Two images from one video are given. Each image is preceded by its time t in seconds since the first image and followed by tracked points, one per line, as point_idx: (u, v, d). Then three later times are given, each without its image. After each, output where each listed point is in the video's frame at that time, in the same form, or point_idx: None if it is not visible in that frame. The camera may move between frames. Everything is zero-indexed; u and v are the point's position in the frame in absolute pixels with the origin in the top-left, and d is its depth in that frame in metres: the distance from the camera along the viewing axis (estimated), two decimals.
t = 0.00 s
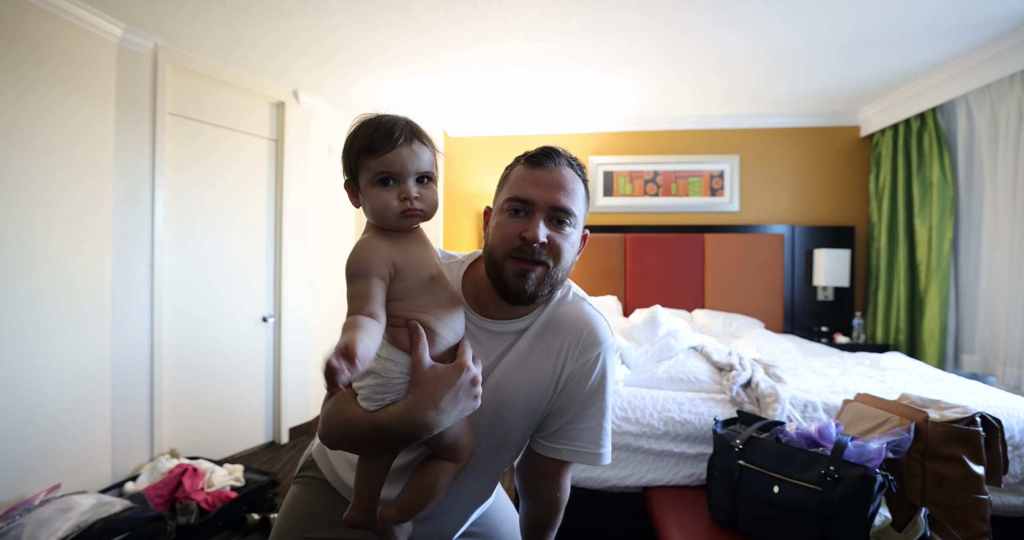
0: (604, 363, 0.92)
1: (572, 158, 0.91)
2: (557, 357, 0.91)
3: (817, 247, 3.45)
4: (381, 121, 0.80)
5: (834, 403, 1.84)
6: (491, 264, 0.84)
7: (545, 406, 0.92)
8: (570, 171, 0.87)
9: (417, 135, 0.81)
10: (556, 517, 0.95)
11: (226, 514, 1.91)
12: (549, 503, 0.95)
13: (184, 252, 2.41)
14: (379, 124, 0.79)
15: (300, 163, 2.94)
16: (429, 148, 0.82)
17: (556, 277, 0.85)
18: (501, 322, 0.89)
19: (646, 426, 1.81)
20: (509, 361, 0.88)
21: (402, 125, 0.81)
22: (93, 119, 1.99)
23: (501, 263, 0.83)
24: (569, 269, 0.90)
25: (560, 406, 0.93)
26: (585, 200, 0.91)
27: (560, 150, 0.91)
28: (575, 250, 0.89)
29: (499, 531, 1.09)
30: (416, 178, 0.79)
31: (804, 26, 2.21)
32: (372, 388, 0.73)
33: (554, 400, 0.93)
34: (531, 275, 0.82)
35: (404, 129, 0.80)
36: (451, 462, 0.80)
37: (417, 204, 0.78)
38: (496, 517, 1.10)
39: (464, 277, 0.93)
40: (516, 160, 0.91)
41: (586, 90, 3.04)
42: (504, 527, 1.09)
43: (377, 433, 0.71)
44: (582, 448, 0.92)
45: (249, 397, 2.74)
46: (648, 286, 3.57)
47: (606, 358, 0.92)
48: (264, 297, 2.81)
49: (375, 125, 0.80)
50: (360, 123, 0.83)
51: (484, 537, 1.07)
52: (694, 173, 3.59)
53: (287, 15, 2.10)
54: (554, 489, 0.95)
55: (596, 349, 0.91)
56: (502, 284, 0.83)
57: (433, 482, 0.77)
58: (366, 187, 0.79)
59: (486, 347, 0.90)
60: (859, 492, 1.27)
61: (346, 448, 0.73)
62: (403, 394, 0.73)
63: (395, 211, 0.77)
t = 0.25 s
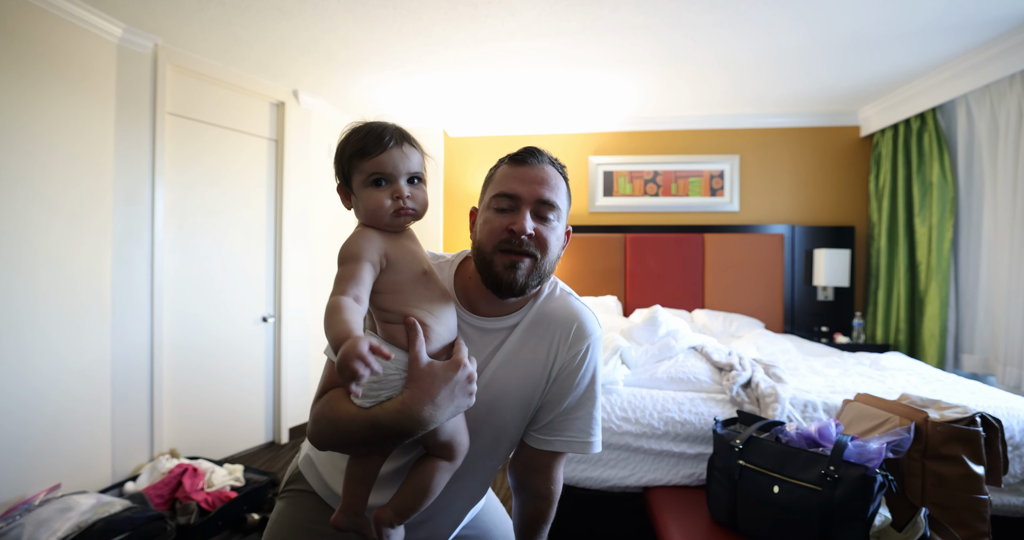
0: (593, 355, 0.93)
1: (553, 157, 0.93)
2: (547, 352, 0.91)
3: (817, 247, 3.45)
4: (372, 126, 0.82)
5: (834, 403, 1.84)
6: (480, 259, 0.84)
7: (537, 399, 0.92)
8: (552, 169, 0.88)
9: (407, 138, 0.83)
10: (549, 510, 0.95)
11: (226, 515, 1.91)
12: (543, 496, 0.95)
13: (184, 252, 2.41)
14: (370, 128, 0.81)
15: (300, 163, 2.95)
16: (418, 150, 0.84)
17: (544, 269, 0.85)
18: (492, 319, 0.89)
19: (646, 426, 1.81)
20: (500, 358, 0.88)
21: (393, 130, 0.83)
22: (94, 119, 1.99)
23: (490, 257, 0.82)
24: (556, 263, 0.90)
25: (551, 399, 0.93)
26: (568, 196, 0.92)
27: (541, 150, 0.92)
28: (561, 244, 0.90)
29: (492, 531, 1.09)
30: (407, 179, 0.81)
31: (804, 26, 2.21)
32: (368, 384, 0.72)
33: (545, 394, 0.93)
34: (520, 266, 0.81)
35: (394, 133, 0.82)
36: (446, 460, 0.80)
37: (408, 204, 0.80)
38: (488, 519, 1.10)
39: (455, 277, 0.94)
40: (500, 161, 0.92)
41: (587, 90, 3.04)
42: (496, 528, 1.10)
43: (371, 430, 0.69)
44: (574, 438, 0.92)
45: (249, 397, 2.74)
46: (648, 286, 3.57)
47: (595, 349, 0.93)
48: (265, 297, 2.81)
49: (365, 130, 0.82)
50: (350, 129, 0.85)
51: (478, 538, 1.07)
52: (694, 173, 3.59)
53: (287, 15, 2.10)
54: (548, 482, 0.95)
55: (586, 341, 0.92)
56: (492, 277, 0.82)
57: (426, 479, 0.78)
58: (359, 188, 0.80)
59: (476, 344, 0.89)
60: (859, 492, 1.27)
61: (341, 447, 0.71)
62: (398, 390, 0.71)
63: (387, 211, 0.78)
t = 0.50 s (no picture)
0: (590, 359, 0.93)
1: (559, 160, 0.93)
2: (544, 354, 0.91)
3: (817, 247, 3.45)
4: (372, 119, 0.82)
5: (834, 403, 1.84)
6: (481, 258, 0.84)
7: (533, 400, 0.92)
8: (557, 171, 0.88)
9: (405, 131, 0.83)
10: (543, 513, 0.95)
11: (227, 515, 1.91)
12: (537, 498, 0.95)
13: (184, 252, 2.41)
14: (369, 121, 0.82)
15: (300, 163, 2.95)
16: (417, 144, 0.85)
17: (545, 271, 0.85)
18: (490, 320, 0.89)
19: (646, 426, 1.81)
20: (497, 359, 0.88)
21: (391, 122, 0.83)
22: (94, 119, 1.99)
23: (491, 256, 0.82)
24: (557, 266, 0.90)
25: (548, 401, 0.93)
26: (571, 199, 0.92)
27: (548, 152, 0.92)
28: (563, 247, 0.90)
29: (488, 532, 1.09)
30: (404, 171, 0.82)
31: (805, 26, 2.21)
32: (357, 377, 0.74)
33: (541, 396, 0.93)
34: (521, 267, 0.81)
35: (393, 127, 0.82)
36: (433, 458, 0.79)
37: (404, 196, 0.80)
38: (484, 519, 1.10)
39: (454, 274, 0.93)
40: (505, 161, 0.92)
41: (586, 90, 3.04)
42: (492, 529, 1.10)
43: (357, 422, 0.71)
44: (569, 443, 0.92)
45: (249, 397, 2.74)
46: (648, 286, 3.57)
47: (592, 352, 0.93)
48: (265, 297, 2.81)
49: (365, 123, 0.82)
50: (352, 122, 0.85)
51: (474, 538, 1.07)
52: (694, 173, 3.59)
53: (287, 15, 2.10)
54: (542, 484, 0.95)
55: (583, 344, 0.92)
56: (493, 277, 0.82)
57: (413, 478, 0.77)
58: (356, 179, 0.81)
59: (474, 344, 0.89)
60: (859, 492, 1.27)
61: (329, 439, 0.73)
62: (385, 382, 0.73)
63: (382, 202, 0.79)
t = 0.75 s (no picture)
0: (590, 361, 0.92)
1: (558, 160, 0.92)
2: (544, 355, 0.91)
3: (817, 247, 3.45)
4: (378, 120, 0.82)
5: (834, 403, 1.84)
6: (480, 259, 0.84)
7: (533, 402, 0.92)
8: (555, 171, 0.88)
9: (411, 133, 0.83)
10: (544, 513, 0.95)
11: (227, 515, 1.91)
12: (537, 499, 0.95)
13: (184, 252, 2.41)
14: (375, 122, 0.82)
15: (300, 163, 2.95)
16: (422, 145, 0.84)
17: (543, 272, 0.85)
18: (490, 321, 0.89)
19: (646, 426, 1.81)
20: (497, 359, 0.88)
21: (397, 123, 0.83)
22: (94, 119, 1.99)
23: (491, 258, 0.83)
24: (556, 266, 0.90)
25: (548, 402, 0.93)
26: (570, 199, 0.92)
27: (546, 152, 0.92)
28: (562, 248, 0.90)
29: (489, 530, 1.09)
30: (409, 173, 0.81)
31: (804, 26, 2.21)
32: (358, 377, 0.74)
33: (541, 397, 0.93)
34: (519, 269, 0.81)
35: (399, 128, 0.82)
36: (430, 460, 0.79)
37: (409, 198, 0.80)
38: (486, 517, 1.10)
39: (457, 275, 0.93)
40: (504, 161, 0.91)
41: (586, 90, 3.04)
42: (493, 527, 1.10)
43: (355, 422, 0.71)
44: (569, 444, 0.92)
45: (249, 397, 2.74)
46: (648, 286, 3.57)
47: (592, 354, 0.92)
48: (265, 297, 2.81)
49: (371, 125, 0.82)
50: (358, 123, 0.85)
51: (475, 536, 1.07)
52: (694, 173, 3.59)
53: (287, 15, 2.10)
54: (542, 485, 0.95)
55: (583, 346, 0.92)
56: (491, 279, 0.82)
57: (408, 480, 0.77)
58: (362, 181, 0.81)
59: (474, 346, 0.89)
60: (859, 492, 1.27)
61: (328, 438, 0.74)
62: (385, 383, 0.73)
63: (388, 204, 0.79)
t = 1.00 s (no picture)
0: (594, 360, 0.92)
1: (566, 163, 0.92)
2: (547, 355, 0.91)
3: (817, 247, 3.45)
4: (383, 121, 0.82)
5: (834, 403, 1.84)
6: (486, 262, 0.84)
7: (536, 402, 0.92)
8: (564, 175, 0.87)
9: (416, 134, 0.83)
10: (548, 513, 0.95)
11: (227, 515, 1.91)
12: (541, 499, 0.95)
13: (184, 252, 2.41)
14: (380, 123, 0.81)
15: (300, 163, 2.95)
16: (427, 146, 0.84)
17: (549, 277, 0.85)
18: (493, 321, 0.89)
19: (646, 426, 1.81)
20: (500, 359, 0.88)
21: (402, 125, 0.83)
22: (94, 119, 1.99)
23: (496, 262, 0.82)
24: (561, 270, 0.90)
25: (551, 402, 0.93)
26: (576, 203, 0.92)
27: (555, 154, 0.91)
28: (567, 252, 0.90)
29: (493, 529, 1.09)
30: (414, 175, 0.81)
31: (805, 26, 2.21)
32: (363, 379, 0.74)
33: (544, 397, 0.93)
34: (525, 274, 0.81)
35: (404, 129, 0.82)
36: (436, 460, 0.79)
37: (414, 201, 0.80)
38: (490, 515, 1.10)
39: (459, 275, 0.93)
40: (512, 162, 0.90)
41: (587, 89, 3.04)
42: (498, 526, 1.10)
43: (361, 424, 0.71)
44: (573, 444, 0.92)
45: (249, 397, 2.74)
46: (648, 286, 3.57)
47: (595, 354, 0.92)
48: (264, 297, 2.81)
49: (376, 125, 0.82)
50: (363, 123, 0.85)
51: (479, 535, 1.07)
52: (694, 173, 3.59)
53: (287, 15, 2.10)
54: (546, 485, 0.95)
55: (586, 345, 0.92)
56: (497, 283, 0.82)
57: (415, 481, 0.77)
58: (366, 182, 0.81)
59: (478, 346, 0.89)
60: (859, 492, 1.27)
61: (334, 440, 0.74)
62: (391, 385, 0.73)
63: (392, 206, 0.79)
